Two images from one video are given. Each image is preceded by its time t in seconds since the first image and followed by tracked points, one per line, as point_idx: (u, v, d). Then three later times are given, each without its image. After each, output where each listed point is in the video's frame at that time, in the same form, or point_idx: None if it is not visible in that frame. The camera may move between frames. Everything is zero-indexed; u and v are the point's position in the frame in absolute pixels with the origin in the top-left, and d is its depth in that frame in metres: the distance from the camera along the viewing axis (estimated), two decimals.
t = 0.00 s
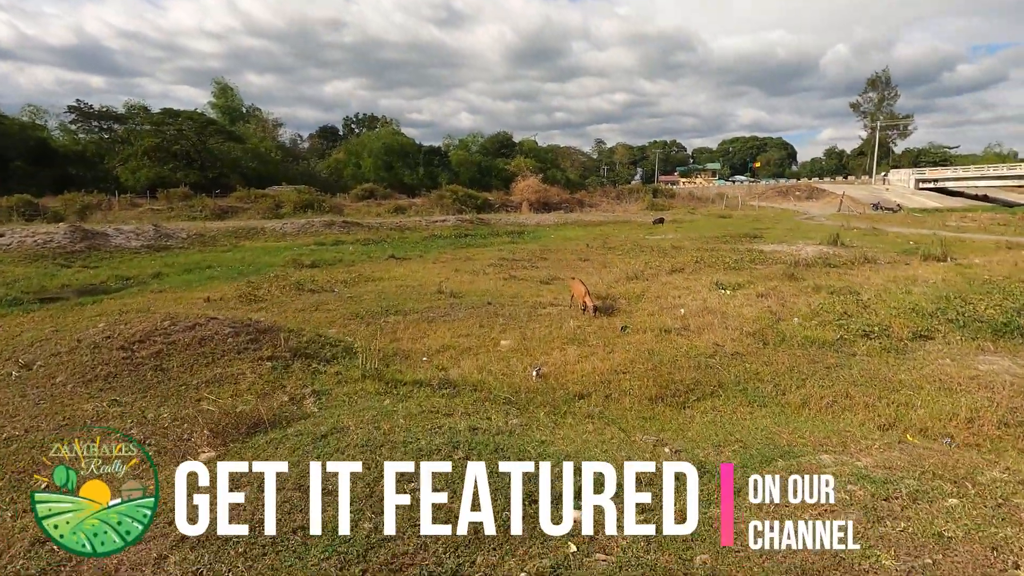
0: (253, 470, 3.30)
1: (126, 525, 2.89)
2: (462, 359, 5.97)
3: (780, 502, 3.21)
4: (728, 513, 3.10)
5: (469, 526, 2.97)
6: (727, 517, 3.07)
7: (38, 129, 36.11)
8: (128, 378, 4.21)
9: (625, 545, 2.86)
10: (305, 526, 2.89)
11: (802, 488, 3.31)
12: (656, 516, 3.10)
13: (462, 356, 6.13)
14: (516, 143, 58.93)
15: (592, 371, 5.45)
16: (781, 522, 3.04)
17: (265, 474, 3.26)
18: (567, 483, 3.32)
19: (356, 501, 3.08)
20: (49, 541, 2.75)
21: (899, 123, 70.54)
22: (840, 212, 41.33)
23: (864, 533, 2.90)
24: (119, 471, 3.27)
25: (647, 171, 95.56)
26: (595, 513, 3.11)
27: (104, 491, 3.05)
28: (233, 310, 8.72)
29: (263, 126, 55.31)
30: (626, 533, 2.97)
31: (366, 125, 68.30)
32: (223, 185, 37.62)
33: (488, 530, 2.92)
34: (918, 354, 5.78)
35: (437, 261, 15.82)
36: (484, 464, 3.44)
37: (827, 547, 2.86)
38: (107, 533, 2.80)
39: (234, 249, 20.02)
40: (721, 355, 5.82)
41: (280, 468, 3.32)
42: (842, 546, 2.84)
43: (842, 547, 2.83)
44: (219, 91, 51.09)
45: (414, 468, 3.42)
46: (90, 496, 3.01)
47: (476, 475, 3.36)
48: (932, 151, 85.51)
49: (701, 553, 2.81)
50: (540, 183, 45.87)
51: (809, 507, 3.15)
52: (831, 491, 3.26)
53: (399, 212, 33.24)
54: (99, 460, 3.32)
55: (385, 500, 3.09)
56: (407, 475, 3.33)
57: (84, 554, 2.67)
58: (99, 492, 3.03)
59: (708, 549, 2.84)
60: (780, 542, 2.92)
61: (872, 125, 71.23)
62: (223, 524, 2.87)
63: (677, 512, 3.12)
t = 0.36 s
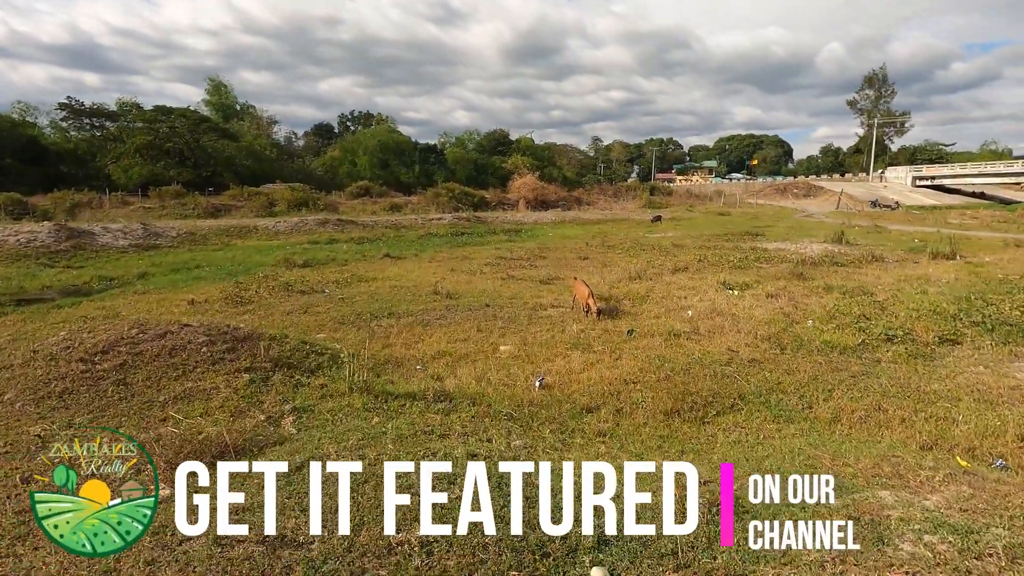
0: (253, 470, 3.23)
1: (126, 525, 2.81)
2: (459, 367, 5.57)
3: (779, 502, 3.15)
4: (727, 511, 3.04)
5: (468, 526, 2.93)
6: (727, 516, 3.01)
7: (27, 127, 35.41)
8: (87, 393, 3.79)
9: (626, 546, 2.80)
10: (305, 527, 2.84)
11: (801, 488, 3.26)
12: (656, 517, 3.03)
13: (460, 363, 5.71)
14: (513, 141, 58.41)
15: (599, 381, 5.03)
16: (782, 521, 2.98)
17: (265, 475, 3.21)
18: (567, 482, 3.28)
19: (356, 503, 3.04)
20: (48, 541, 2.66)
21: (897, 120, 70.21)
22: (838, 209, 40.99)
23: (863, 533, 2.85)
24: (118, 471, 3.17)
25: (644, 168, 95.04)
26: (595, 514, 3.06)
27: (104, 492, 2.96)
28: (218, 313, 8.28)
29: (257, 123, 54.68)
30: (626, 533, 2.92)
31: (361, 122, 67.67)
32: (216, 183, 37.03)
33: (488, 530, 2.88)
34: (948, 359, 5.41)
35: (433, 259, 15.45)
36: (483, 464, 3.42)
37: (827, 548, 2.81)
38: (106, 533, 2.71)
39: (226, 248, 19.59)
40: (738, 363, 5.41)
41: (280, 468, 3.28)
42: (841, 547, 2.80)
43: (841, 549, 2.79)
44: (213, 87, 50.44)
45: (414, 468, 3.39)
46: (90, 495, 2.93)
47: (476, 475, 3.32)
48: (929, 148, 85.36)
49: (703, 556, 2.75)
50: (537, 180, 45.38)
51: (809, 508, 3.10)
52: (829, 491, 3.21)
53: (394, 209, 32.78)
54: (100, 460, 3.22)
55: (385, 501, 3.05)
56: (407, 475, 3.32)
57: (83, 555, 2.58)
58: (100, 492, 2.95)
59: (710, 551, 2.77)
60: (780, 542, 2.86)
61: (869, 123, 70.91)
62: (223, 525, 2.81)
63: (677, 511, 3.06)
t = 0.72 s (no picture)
0: (253, 470, 3.17)
1: (126, 525, 2.72)
2: (461, 377, 5.16)
3: (779, 502, 3.08)
4: (727, 510, 2.97)
5: (469, 526, 2.88)
6: (727, 515, 2.93)
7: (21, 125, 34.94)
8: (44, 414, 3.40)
9: (624, 546, 2.75)
10: (305, 526, 2.78)
11: (801, 488, 3.17)
12: (656, 516, 2.97)
13: (461, 374, 5.29)
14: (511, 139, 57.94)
15: (613, 395, 4.62)
16: (782, 521, 2.91)
17: (265, 475, 3.14)
18: (567, 482, 3.23)
19: (355, 502, 2.98)
20: (48, 542, 2.58)
21: (898, 118, 69.78)
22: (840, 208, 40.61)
23: (863, 532, 2.78)
24: (118, 471, 3.04)
25: (643, 167, 94.51)
26: (594, 515, 3.00)
27: (105, 491, 2.84)
28: (206, 317, 7.87)
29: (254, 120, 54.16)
30: (626, 534, 2.86)
31: (359, 120, 67.16)
32: (211, 181, 36.57)
33: (488, 530, 2.83)
34: (988, 368, 5.04)
35: (431, 259, 15.09)
36: (483, 464, 3.36)
37: (826, 549, 2.73)
38: (106, 533, 2.63)
39: (221, 247, 19.18)
40: (762, 373, 5.00)
41: (280, 468, 3.22)
42: (842, 548, 2.72)
43: (841, 549, 2.71)
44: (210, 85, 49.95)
45: (414, 468, 3.36)
46: (90, 495, 2.82)
47: (476, 475, 3.27)
48: (929, 146, 84.93)
49: (704, 553, 2.69)
50: (536, 179, 44.93)
51: (808, 507, 3.01)
52: (830, 491, 3.11)
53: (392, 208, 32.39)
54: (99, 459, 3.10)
55: (385, 500, 3.00)
56: (407, 475, 3.28)
57: (83, 556, 2.52)
58: (100, 492, 2.83)
59: (710, 550, 2.70)
60: (780, 542, 2.79)
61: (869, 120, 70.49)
62: (223, 525, 2.75)
63: (677, 511, 3.00)
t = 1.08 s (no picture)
0: (253, 471, 3.14)
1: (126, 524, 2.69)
2: (469, 388, 4.82)
3: (778, 502, 3.07)
4: (727, 513, 2.96)
5: (469, 526, 2.88)
6: (726, 517, 2.93)
7: (24, 123, 34.80)
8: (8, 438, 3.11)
9: (623, 546, 2.75)
10: (305, 527, 2.78)
11: (801, 488, 3.15)
12: (656, 518, 2.97)
13: (468, 384, 4.95)
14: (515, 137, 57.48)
15: (634, 410, 4.27)
16: (781, 521, 2.90)
17: (265, 475, 3.11)
18: (567, 483, 3.22)
19: (356, 502, 2.98)
20: (48, 541, 2.57)
21: (905, 116, 68.99)
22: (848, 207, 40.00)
23: (862, 532, 2.76)
24: (118, 470, 3.01)
25: (646, 165, 93.92)
26: (595, 515, 3.00)
27: (104, 491, 2.83)
28: (201, 321, 7.58)
29: (257, 118, 53.92)
30: (626, 534, 2.86)
31: (362, 118, 66.88)
32: (214, 180, 36.36)
33: (489, 530, 2.82)
34: None
35: (434, 258, 14.80)
36: (483, 464, 3.34)
37: (826, 549, 2.71)
38: (106, 533, 2.61)
39: (222, 246, 18.93)
40: (794, 386, 4.63)
41: (280, 468, 3.19)
42: (841, 548, 2.69)
43: (840, 549, 2.68)
44: (213, 83, 49.77)
45: (414, 468, 3.33)
46: (90, 495, 2.80)
47: (476, 476, 3.24)
48: (936, 144, 84.04)
49: (702, 557, 2.69)
50: (540, 177, 44.50)
51: (808, 507, 2.99)
52: (831, 491, 3.08)
53: (394, 206, 32.09)
54: (99, 459, 3.06)
55: (384, 501, 3.00)
56: (407, 475, 3.26)
57: (81, 555, 2.50)
58: (100, 492, 2.81)
59: (707, 553, 2.69)
60: (780, 542, 2.77)
61: (876, 118, 69.72)
62: (223, 525, 2.74)
63: (677, 512, 3.00)
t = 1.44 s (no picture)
0: (253, 470, 3.07)
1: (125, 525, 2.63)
2: (475, 403, 4.45)
3: (779, 502, 3.00)
4: (727, 512, 2.91)
5: (469, 526, 2.83)
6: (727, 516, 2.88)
7: (20, 120, 34.33)
8: None
9: (625, 548, 2.69)
10: (305, 527, 2.73)
11: (802, 488, 3.09)
12: (657, 518, 2.92)
13: (473, 397, 4.59)
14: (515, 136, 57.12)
15: (655, 427, 3.91)
16: (782, 522, 2.84)
17: (265, 475, 3.04)
18: (567, 482, 3.16)
19: (354, 501, 2.94)
20: (49, 542, 2.50)
21: (907, 116, 68.61)
22: (851, 207, 39.63)
23: (862, 531, 2.72)
24: (119, 471, 2.93)
25: (647, 164, 93.44)
26: (594, 515, 2.95)
27: (105, 491, 2.74)
28: (191, 326, 7.21)
29: (255, 116, 53.42)
30: (626, 533, 2.81)
31: (361, 116, 66.40)
32: (212, 178, 35.99)
33: (488, 529, 2.78)
34: None
35: (433, 258, 14.45)
36: (483, 464, 3.28)
37: (827, 549, 2.66)
38: (106, 533, 2.53)
39: (218, 245, 18.55)
40: (827, 401, 4.24)
41: (280, 468, 3.11)
42: (842, 547, 2.64)
43: (841, 548, 2.64)
44: (212, 81, 49.35)
45: (414, 469, 3.28)
46: (91, 495, 2.71)
47: (476, 475, 3.17)
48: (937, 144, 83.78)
49: (698, 558, 2.62)
50: (540, 176, 44.17)
51: (809, 507, 2.94)
52: (830, 491, 3.04)
53: (394, 205, 31.78)
54: (99, 458, 2.97)
55: (384, 502, 2.95)
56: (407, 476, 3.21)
57: (81, 556, 2.42)
58: (100, 492, 2.73)
59: (710, 556, 2.62)
60: (780, 542, 2.72)
61: (878, 119, 69.34)
62: (223, 525, 2.69)
63: (677, 512, 2.95)
